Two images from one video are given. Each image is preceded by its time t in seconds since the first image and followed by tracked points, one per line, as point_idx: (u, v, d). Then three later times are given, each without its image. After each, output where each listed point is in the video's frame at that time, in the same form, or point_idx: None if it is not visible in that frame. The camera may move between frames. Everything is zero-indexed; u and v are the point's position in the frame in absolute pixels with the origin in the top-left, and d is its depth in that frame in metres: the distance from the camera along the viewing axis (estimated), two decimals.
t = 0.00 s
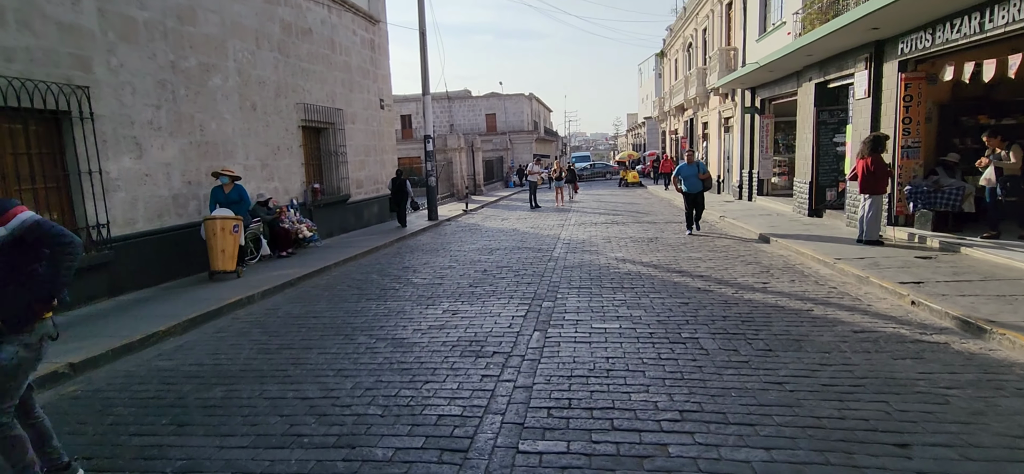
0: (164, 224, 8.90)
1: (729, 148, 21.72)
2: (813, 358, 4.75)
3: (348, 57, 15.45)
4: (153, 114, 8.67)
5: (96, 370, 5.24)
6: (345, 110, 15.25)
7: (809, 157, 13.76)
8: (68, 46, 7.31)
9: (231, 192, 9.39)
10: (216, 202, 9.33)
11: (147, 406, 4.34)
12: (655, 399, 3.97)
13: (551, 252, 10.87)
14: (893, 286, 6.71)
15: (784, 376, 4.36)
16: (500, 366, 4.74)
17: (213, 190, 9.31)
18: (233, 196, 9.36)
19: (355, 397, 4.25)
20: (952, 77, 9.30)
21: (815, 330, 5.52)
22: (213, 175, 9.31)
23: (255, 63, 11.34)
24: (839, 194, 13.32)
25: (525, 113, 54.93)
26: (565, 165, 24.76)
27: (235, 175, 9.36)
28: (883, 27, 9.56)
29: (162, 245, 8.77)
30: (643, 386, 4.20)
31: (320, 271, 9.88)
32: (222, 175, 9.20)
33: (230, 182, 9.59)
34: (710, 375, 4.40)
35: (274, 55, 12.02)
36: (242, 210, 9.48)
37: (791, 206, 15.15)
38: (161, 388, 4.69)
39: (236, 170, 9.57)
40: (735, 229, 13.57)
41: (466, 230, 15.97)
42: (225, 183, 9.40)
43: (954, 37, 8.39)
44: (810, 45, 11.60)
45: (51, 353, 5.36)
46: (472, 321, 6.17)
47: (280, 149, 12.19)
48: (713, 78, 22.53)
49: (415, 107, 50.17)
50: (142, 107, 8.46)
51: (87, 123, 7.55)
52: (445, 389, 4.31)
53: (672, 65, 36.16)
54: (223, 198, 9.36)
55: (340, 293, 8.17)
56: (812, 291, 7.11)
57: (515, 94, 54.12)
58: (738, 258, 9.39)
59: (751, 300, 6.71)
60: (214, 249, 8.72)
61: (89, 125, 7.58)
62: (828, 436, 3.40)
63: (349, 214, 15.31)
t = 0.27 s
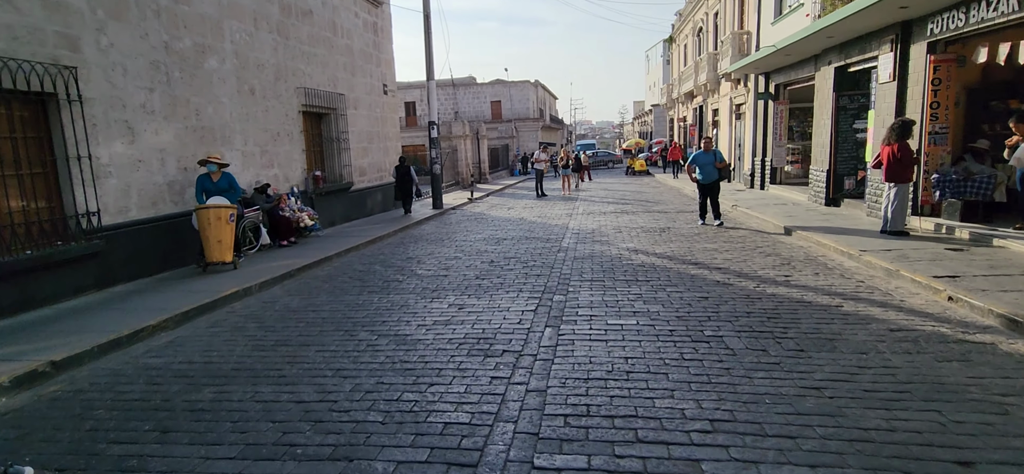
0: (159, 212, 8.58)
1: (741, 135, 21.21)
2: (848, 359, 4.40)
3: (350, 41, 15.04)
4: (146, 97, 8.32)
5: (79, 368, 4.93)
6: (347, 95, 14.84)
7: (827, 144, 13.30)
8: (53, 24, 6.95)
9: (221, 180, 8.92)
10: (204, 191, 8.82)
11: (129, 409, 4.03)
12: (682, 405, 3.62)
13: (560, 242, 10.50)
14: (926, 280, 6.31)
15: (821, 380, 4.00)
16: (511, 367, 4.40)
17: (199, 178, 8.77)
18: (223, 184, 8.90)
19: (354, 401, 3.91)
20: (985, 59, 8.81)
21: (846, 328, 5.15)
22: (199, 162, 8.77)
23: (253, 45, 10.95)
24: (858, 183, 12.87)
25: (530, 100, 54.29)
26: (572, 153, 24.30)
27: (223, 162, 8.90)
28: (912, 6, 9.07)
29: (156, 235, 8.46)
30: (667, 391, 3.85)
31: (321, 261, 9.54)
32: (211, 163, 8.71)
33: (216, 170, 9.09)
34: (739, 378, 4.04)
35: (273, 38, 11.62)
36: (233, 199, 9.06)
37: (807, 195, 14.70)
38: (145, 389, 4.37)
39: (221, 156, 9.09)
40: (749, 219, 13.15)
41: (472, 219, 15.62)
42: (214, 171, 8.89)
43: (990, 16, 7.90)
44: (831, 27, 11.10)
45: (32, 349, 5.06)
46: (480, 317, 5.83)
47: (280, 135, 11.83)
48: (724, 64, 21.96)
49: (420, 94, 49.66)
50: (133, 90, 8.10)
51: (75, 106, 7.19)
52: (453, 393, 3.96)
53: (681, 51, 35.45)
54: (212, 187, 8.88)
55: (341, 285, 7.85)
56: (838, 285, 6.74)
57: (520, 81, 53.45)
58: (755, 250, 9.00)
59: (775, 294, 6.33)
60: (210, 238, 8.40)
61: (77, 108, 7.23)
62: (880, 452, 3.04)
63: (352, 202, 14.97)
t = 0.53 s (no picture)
0: (151, 205, 8.27)
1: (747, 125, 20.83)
2: (882, 366, 4.10)
3: (348, 27, 14.64)
4: (134, 85, 7.99)
5: (62, 374, 4.65)
6: (345, 84, 14.47)
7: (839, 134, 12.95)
8: (34, 8, 6.59)
9: (202, 172, 8.41)
10: (185, 185, 8.25)
11: (111, 422, 3.75)
12: (710, 421, 3.32)
13: (566, 235, 10.19)
14: (954, 278, 6.00)
15: (858, 391, 3.70)
16: (523, 376, 4.10)
17: (179, 172, 8.18)
18: (206, 176, 8.42)
19: (355, 414, 3.63)
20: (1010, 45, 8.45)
21: (875, 330, 4.85)
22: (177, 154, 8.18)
23: (246, 31, 10.57)
24: (871, 174, 12.54)
25: (531, 89, 53.75)
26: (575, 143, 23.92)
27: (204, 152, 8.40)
28: None
29: (148, 229, 8.15)
30: (694, 403, 3.56)
31: (320, 255, 9.24)
32: (193, 153, 8.22)
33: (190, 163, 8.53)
34: (770, 389, 3.74)
35: (267, 24, 11.23)
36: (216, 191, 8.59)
37: (817, 187, 14.37)
38: (130, 399, 4.09)
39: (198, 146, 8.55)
40: (759, 212, 12.83)
41: (474, 210, 15.29)
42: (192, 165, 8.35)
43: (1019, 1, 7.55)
44: (845, 13, 10.72)
45: (12, 354, 4.77)
46: (487, 318, 5.53)
47: (276, 125, 11.48)
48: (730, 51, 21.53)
49: (419, 83, 49.17)
50: (121, 78, 7.75)
51: (58, 94, 6.86)
52: (461, 405, 3.68)
53: (685, 38, 34.92)
54: (194, 181, 8.34)
55: (340, 281, 7.55)
56: (860, 282, 6.43)
57: (521, 69, 52.89)
58: (769, 244, 8.69)
59: (794, 293, 6.03)
60: (203, 233, 8.08)
61: (61, 97, 6.90)
62: None
63: (351, 193, 14.64)
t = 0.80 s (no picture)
0: (133, 197, 7.85)
1: (748, 114, 20.49)
2: (924, 368, 3.79)
3: (339, 12, 14.14)
4: (113, 70, 7.54)
5: (31, 381, 4.28)
6: (337, 71, 14.00)
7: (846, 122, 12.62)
8: None
9: (181, 161, 7.95)
10: (163, 175, 7.79)
11: (81, 437, 3.38)
12: (748, 435, 2.99)
13: (567, 227, 9.83)
14: (983, 272, 5.70)
15: (902, 398, 3.38)
16: (535, 382, 3.76)
17: (156, 161, 7.71)
18: (185, 165, 7.98)
19: (352, 427, 3.27)
20: None
21: (908, 329, 4.53)
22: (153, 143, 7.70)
23: (233, 14, 10.10)
24: (879, 163, 12.24)
25: (526, 79, 53.16)
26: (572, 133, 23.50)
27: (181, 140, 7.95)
28: None
29: (130, 221, 7.73)
30: (726, 414, 3.22)
31: (312, 249, 8.84)
32: (170, 141, 7.72)
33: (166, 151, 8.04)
34: (807, 397, 3.42)
35: (255, 7, 10.76)
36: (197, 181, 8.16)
37: (822, 177, 14.07)
38: (103, 410, 3.72)
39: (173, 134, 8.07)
40: (764, 202, 12.51)
41: (471, 201, 14.88)
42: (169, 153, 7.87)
43: None
44: None
45: None
46: (491, 316, 5.18)
47: (265, 113, 11.03)
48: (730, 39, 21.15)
49: (413, 72, 48.50)
50: (99, 61, 7.31)
51: (29, 78, 6.42)
52: (469, 416, 3.33)
53: (682, 26, 34.48)
54: (173, 171, 7.89)
55: (333, 276, 7.18)
56: (882, 276, 6.12)
57: (515, 59, 52.27)
58: (780, 237, 8.37)
59: (815, 288, 5.71)
60: (190, 225, 7.64)
61: (32, 80, 6.46)
62: None
63: (344, 184, 14.21)
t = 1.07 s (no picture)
0: (116, 194, 7.45)
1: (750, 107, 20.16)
2: (970, 386, 3.50)
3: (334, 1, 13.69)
4: (96, 61, 7.10)
5: None
6: (331, 62, 13.56)
7: (854, 115, 12.31)
8: None
9: (166, 158, 7.61)
10: (147, 172, 7.42)
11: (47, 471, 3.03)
12: (791, 469, 2.69)
13: (570, 225, 9.49)
14: (1013, 275, 5.41)
15: (954, 423, 3.08)
16: (548, 403, 3.44)
17: (140, 157, 7.34)
18: (170, 161, 7.64)
19: (348, 459, 2.94)
20: None
21: (945, 339, 4.23)
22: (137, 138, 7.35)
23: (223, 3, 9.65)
24: (888, 156, 11.93)
25: (522, 71, 52.63)
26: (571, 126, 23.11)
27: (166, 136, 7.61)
28: None
29: (113, 220, 7.35)
30: (763, 442, 2.92)
31: (305, 249, 8.48)
32: (156, 136, 7.38)
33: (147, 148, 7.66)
34: (850, 422, 3.11)
35: None
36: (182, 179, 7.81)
37: (827, 171, 13.77)
38: (74, 436, 3.37)
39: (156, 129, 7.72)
40: (770, 197, 12.20)
41: (469, 197, 14.52)
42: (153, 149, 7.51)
43: None
44: None
45: None
46: (495, 325, 4.85)
47: (257, 107, 10.61)
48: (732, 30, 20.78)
49: (408, 64, 47.88)
50: (80, 52, 6.88)
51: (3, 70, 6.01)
52: (478, 445, 3.01)
53: (681, 18, 34.05)
54: (158, 167, 7.53)
55: (328, 279, 6.83)
56: (906, 279, 5.82)
57: (511, 50, 51.70)
58: (793, 235, 8.06)
59: (837, 293, 5.40)
60: (176, 226, 7.33)
61: (7, 72, 6.04)
62: None
63: (338, 180, 13.81)
